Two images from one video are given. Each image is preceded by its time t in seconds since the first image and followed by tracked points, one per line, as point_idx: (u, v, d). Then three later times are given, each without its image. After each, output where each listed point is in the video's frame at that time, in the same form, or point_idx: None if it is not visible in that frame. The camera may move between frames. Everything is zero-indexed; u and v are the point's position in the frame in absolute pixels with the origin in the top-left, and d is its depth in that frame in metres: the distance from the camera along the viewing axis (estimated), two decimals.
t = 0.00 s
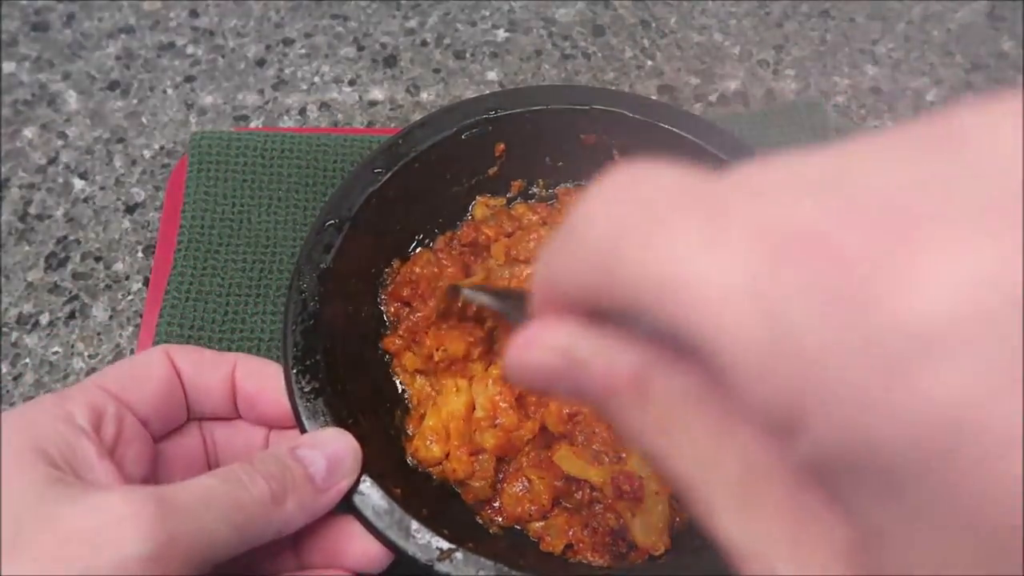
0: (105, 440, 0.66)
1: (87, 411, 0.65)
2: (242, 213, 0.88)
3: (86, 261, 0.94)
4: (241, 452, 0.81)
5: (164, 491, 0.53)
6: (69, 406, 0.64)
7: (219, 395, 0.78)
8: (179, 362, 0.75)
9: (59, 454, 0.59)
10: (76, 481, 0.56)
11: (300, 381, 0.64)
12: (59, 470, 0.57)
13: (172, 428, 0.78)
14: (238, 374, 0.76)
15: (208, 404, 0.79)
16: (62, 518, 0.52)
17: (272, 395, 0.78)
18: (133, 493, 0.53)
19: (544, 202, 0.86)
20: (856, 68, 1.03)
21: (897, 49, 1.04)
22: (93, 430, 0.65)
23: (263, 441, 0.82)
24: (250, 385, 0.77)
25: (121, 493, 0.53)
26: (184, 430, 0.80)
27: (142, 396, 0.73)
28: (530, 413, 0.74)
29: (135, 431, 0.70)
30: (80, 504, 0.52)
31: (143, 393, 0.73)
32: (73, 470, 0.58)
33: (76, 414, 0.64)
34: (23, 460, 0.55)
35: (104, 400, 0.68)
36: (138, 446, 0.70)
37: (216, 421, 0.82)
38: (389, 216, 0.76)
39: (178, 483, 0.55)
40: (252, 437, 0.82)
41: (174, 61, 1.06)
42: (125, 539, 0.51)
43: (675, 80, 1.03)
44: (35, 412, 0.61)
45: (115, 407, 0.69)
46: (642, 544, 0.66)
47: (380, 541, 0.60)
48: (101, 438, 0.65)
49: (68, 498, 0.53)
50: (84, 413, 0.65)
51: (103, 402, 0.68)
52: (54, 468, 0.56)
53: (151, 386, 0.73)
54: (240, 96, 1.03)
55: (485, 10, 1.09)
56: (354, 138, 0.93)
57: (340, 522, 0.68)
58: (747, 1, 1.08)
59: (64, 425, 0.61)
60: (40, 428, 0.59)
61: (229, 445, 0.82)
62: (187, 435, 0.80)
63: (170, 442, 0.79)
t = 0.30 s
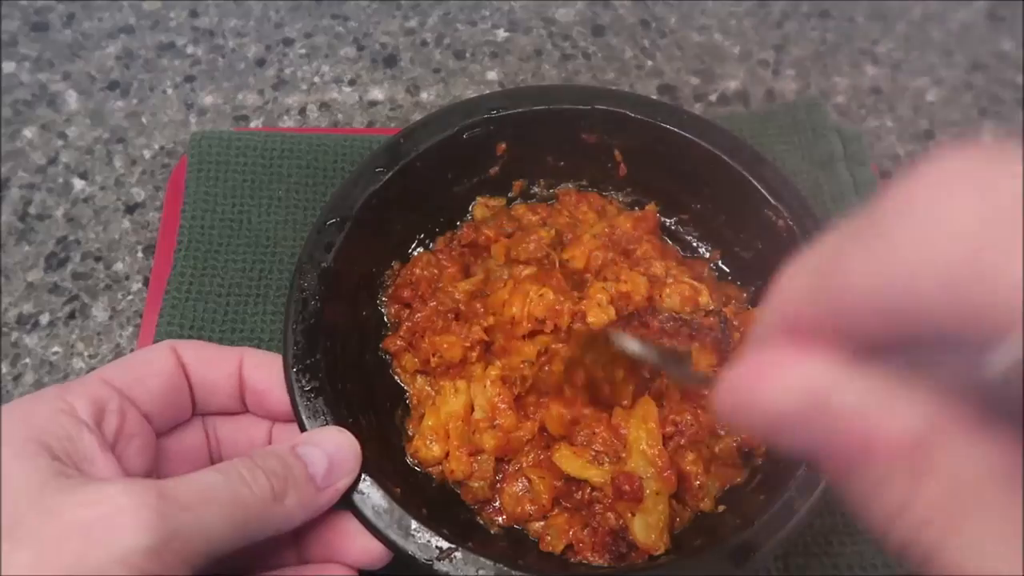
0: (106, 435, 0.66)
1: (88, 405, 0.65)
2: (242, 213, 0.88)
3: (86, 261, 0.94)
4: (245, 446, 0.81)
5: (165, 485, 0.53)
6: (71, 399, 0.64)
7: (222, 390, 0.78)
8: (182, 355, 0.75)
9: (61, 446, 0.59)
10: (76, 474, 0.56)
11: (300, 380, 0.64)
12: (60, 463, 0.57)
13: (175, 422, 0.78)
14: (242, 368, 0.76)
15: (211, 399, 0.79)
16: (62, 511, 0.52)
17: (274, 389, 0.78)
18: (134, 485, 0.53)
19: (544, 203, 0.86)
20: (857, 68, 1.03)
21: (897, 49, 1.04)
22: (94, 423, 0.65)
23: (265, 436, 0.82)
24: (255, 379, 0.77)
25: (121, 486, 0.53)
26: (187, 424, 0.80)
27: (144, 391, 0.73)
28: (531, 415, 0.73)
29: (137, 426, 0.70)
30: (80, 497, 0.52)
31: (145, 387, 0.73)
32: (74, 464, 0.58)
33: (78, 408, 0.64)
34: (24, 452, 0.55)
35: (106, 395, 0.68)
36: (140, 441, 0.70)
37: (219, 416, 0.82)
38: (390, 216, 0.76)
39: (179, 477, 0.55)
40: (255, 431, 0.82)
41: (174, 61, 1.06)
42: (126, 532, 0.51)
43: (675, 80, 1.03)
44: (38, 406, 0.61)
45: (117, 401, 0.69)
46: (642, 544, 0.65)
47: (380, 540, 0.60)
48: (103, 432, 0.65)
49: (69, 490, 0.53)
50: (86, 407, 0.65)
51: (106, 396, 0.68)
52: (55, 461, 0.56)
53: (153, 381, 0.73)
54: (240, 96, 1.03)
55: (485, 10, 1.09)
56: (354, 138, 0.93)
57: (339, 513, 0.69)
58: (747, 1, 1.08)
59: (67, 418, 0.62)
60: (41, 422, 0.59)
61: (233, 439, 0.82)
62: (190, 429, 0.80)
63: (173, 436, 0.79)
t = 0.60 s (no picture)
0: (105, 433, 0.66)
1: (87, 403, 0.65)
2: (242, 213, 0.88)
3: (86, 261, 0.94)
4: (244, 444, 0.82)
5: (165, 484, 0.53)
6: (70, 398, 0.64)
7: (221, 387, 0.78)
8: (181, 353, 0.75)
9: (60, 446, 0.59)
10: (76, 474, 0.56)
11: (300, 378, 0.64)
12: (59, 463, 0.57)
13: (174, 421, 0.78)
14: (240, 366, 0.76)
15: (210, 396, 0.79)
16: (62, 510, 0.52)
17: (274, 388, 0.78)
18: (134, 483, 0.53)
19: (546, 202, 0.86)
20: (856, 68, 1.03)
21: (897, 49, 1.04)
22: (93, 422, 0.65)
23: (265, 434, 0.82)
24: (253, 377, 0.77)
25: (120, 486, 0.53)
26: (186, 422, 0.80)
27: (142, 389, 0.73)
28: (529, 413, 0.73)
29: (136, 424, 0.70)
30: (80, 496, 0.53)
31: (144, 385, 0.73)
32: (74, 463, 0.59)
33: (77, 407, 0.64)
34: (24, 452, 0.55)
35: (105, 393, 0.68)
36: (139, 439, 0.70)
37: (218, 414, 0.82)
38: (391, 215, 0.76)
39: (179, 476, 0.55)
40: (254, 429, 0.82)
41: (174, 61, 1.06)
42: (127, 531, 0.51)
43: (675, 80, 1.03)
44: (36, 404, 0.61)
45: (116, 400, 0.69)
46: (641, 542, 0.65)
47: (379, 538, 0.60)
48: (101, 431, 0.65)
49: (69, 489, 0.53)
50: (84, 406, 0.65)
51: (104, 395, 0.68)
52: (54, 461, 0.56)
53: (152, 379, 0.73)
54: (240, 96, 1.03)
55: (485, 10, 1.09)
56: (354, 138, 0.93)
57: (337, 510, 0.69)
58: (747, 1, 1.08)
59: (65, 418, 0.61)
60: (40, 420, 0.59)
61: (232, 436, 0.82)
62: (189, 427, 0.80)
63: (171, 434, 0.79)
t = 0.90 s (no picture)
0: (104, 434, 0.66)
1: (86, 404, 0.65)
2: (242, 213, 0.88)
3: (85, 261, 0.94)
4: (244, 443, 0.82)
5: (164, 483, 0.53)
6: (69, 398, 0.64)
7: (220, 388, 0.78)
8: (181, 354, 0.75)
9: (59, 446, 0.59)
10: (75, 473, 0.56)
11: (300, 378, 0.64)
12: (59, 462, 0.57)
13: (173, 421, 0.78)
14: (241, 368, 0.77)
15: (209, 397, 0.79)
16: (62, 511, 0.52)
17: (274, 388, 0.78)
18: (134, 482, 0.53)
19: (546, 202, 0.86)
20: (857, 68, 1.03)
21: (897, 49, 1.04)
22: (93, 423, 0.65)
23: (264, 434, 0.82)
24: (253, 378, 0.77)
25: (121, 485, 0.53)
26: (185, 423, 0.80)
27: (141, 390, 0.73)
28: (527, 412, 0.73)
29: (135, 424, 0.70)
30: (81, 496, 0.53)
31: (143, 386, 0.73)
32: (74, 464, 0.59)
33: (76, 407, 0.64)
34: (23, 452, 0.55)
35: (105, 394, 0.68)
36: (139, 440, 0.70)
37: (217, 414, 0.82)
38: (391, 215, 0.76)
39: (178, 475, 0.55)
40: (255, 430, 0.82)
41: (174, 61, 1.06)
42: (128, 529, 0.51)
43: (675, 80, 1.03)
44: (36, 404, 0.61)
45: (115, 401, 0.69)
46: (639, 541, 0.66)
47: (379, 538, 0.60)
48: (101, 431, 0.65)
49: (68, 488, 0.53)
50: (83, 406, 0.65)
51: (104, 395, 0.68)
52: (54, 460, 0.56)
53: (151, 380, 0.73)
54: (240, 96, 1.03)
55: (485, 10, 1.09)
56: (354, 138, 0.93)
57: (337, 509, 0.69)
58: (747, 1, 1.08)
59: (65, 418, 0.61)
60: (40, 420, 0.59)
61: (231, 437, 0.82)
62: (188, 427, 0.80)
63: (171, 435, 0.79)
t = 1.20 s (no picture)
0: (105, 435, 0.66)
1: (87, 405, 0.65)
2: (243, 213, 0.88)
3: (86, 261, 0.94)
4: (244, 444, 0.82)
5: (165, 484, 0.53)
6: (70, 400, 0.64)
7: (220, 389, 0.78)
8: (181, 355, 0.75)
9: (60, 447, 0.59)
10: (75, 475, 0.56)
11: (300, 378, 0.64)
12: (59, 464, 0.57)
13: (174, 423, 0.78)
14: (240, 368, 0.77)
15: (210, 398, 0.79)
16: (61, 512, 0.52)
17: (274, 388, 0.78)
18: (135, 484, 0.53)
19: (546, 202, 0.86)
20: (857, 68, 1.03)
21: (897, 49, 1.04)
22: (93, 424, 0.65)
23: (264, 435, 0.82)
24: (253, 379, 0.77)
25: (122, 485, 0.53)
26: (185, 424, 0.80)
27: (141, 391, 0.73)
28: (523, 412, 0.73)
29: (135, 426, 0.70)
30: (81, 497, 0.53)
31: (144, 387, 0.73)
32: (74, 465, 0.59)
33: (77, 409, 0.64)
34: (24, 454, 0.55)
35: (105, 395, 0.68)
36: (139, 441, 0.70)
37: (217, 415, 0.82)
38: (392, 215, 0.76)
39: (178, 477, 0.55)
40: (256, 430, 0.82)
41: (174, 61, 1.06)
42: (130, 530, 0.51)
43: (675, 80, 1.03)
44: (37, 405, 0.61)
45: (116, 402, 0.69)
46: (638, 542, 0.66)
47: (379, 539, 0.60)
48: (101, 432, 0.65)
49: (69, 490, 0.53)
50: (84, 407, 0.65)
51: (105, 397, 0.68)
52: (54, 461, 0.56)
53: (152, 381, 0.73)
54: (240, 96, 1.03)
55: (485, 10, 1.09)
56: (354, 138, 0.93)
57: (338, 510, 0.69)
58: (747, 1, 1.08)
59: (66, 419, 0.62)
60: (40, 422, 0.59)
61: (232, 437, 0.82)
62: (189, 429, 0.80)
63: (171, 436, 0.79)
